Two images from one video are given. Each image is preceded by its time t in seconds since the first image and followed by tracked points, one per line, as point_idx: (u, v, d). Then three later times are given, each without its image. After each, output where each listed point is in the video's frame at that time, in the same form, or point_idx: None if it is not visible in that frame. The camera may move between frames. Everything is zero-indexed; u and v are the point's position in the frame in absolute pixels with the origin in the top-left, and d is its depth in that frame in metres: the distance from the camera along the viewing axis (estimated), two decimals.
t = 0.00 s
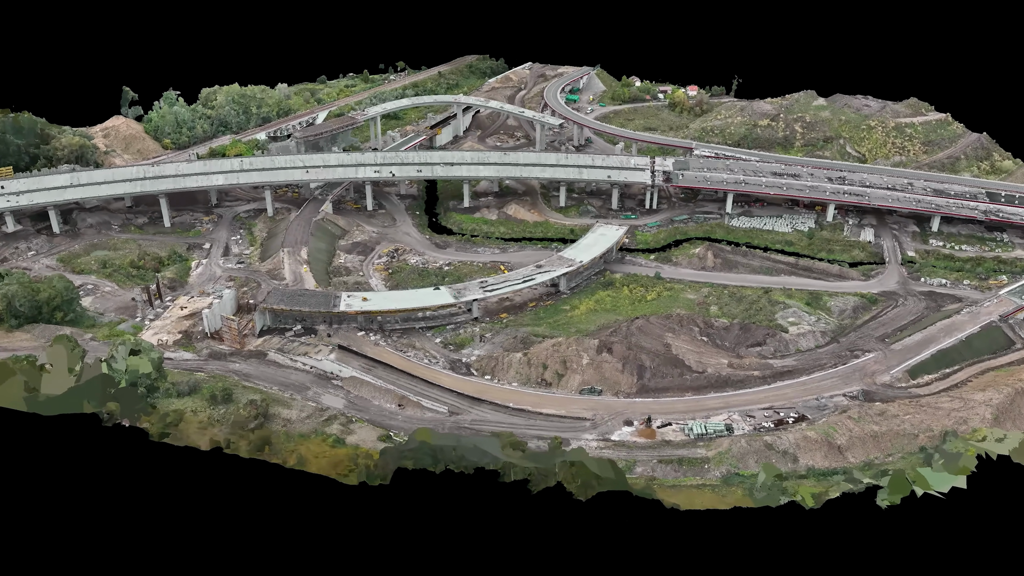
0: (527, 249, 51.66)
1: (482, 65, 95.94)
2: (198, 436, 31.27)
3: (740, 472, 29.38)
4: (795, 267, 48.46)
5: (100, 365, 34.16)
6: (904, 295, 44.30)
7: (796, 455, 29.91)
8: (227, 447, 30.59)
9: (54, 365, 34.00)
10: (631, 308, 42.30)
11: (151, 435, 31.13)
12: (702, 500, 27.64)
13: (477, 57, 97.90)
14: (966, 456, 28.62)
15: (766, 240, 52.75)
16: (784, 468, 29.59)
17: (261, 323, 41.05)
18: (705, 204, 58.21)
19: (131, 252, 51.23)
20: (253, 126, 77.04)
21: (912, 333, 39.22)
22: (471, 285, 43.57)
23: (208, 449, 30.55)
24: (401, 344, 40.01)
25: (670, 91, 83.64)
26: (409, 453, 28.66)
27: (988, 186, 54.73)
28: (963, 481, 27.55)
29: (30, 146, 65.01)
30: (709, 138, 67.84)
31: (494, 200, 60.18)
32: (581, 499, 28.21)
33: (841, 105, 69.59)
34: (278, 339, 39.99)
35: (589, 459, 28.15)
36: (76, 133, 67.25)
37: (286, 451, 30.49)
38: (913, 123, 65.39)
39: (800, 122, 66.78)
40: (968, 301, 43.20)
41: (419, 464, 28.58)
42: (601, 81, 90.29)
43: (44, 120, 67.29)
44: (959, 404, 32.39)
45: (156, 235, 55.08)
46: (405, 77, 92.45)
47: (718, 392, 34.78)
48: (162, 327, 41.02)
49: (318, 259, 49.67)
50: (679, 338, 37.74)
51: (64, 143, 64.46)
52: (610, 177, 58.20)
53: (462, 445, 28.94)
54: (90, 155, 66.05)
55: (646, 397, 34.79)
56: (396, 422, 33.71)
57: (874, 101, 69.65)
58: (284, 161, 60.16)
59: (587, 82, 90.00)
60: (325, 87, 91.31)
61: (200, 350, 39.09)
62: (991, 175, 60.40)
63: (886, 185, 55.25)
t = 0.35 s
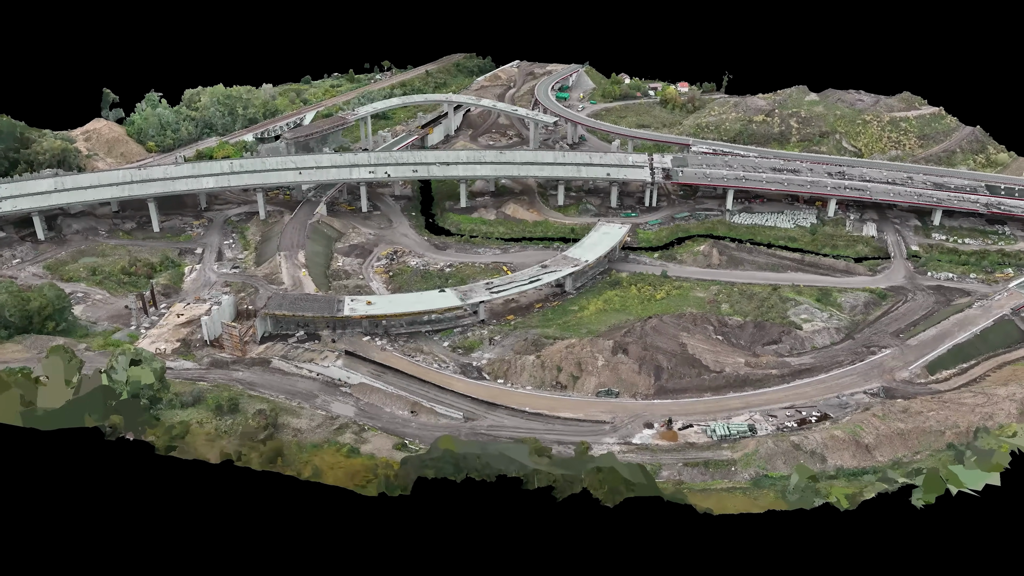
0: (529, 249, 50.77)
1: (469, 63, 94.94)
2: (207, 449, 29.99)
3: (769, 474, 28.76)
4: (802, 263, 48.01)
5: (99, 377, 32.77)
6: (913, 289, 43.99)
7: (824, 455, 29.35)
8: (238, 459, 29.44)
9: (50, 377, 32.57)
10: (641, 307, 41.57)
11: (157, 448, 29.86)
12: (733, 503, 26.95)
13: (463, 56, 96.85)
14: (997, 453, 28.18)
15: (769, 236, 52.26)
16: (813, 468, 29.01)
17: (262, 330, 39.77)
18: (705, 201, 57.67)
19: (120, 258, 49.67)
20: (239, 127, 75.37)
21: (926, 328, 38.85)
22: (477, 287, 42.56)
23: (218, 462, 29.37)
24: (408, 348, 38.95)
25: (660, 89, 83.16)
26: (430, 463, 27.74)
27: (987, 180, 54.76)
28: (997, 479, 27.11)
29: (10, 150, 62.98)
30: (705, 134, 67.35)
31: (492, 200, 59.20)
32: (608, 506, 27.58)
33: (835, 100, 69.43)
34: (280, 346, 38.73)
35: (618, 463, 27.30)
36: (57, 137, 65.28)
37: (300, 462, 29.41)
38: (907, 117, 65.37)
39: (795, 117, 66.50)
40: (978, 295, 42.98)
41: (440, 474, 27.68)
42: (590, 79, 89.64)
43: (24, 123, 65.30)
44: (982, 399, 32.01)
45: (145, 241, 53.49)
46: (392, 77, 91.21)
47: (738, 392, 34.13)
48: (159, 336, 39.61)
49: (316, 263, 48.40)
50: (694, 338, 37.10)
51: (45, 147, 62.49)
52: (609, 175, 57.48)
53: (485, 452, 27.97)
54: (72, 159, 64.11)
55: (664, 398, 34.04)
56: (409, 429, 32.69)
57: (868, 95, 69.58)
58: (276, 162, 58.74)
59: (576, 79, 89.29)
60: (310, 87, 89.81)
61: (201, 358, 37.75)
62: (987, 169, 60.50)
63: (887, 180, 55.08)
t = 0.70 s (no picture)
0: (531, 250, 49.80)
1: (458, 62, 93.82)
2: (216, 463, 28.70)
3: (798, 477, 28.06)
4: (809, 260, 47.45)
5: (98, 389, 31.36)
6: (922, 285, 43.55)
7: (852, 456, 28.71)
8: (249, 472, 28.22)
9: (46, 391, 31.13)
10: (652, 307, 40.78)
11: (163, 463, 28.56)
12: (766, 507, 26.17)
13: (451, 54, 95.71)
14: None
15: (773, 233, 51.67)
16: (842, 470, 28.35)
17: (263, 337, 38.46)
18: (706, 198, 57.02)
19: (110, 265, 48.06)
20: (226, 128, 73.69)
21: (941, 324, 38.39)
22: (483, 289, 41.51)
23: (228, 476, 28.14)
24: (416, 353, 37.83)
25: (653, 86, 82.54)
26: (451, 473, 26.73)
27: (988, 173, 54.61)
28: None
29: None
30: (701, 131, 66.75)
31: (489, 200, 58.16)
32: (635, 514, 26.55)
33: (830, 94, 69.11)
34: (283, 354, 37.46)
35: (648, 470, 26.57)
36: (38, 140, 63.32)
37: (314, 475, 28.21)
38: (903, 111, 65.20)
39: (792, 112, 66.09)
40: (988, 289, 42.65)
41: (461, 484, 26.65)
42: (580, 76, 88.87)
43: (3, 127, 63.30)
44: (1006, 396, 31.54)
45: (134, 247, 51.87)
46: (379, 76, 89.86)
47: (757, 392, 33.41)
48: (156, 345, 38.17)
49: (314, 267, 47.12)
50: (709, 338, 36.38)
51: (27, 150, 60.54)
52: (608, 173, 56.64)
53: (509, 463, 27.06)
54: (55, 163, 62.19)
55: (684, 401, 33.21)
56: (423, 438, 31.60)
57: (862, 90, 69.36)
58: (267, 164, 57.25)
59: (567, 77, 88.48)
60: (296, 87, 88.26)
61: (201, 367, 36.39)
62: (985, 162, 60.43)
63: (888, 174, 54.75)
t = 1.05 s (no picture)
0: (534, 250, 48.60)
1: (445, 60, 92.36)
2: (226, 481, 27.20)
3: (835, 483, 27.18)
4: (818, 256, 46.68)
5: (96, 406, 29.68)
6: (935, 280, 42.93)
7: (888, 459, 27.90)
8: (263, 490, 26.79)
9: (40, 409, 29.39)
10: (665, 308, 39.76)
11: (170, 483, 27.05)
12: (807, 515, 25.27)
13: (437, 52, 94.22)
14: None
15: (779, 229, 50.85)
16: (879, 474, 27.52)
17: (265, 346, 36.89)
18: (708, 195, 56.14)
19: (97, 273, 46.14)
20: (210, 129, 71.64)
21: (961, 319, 37.74)
22: (491, 292, 40.21)
23: (241, 495, 26.69)
24: (425, 360, 36.46)
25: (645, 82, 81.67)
26: (479, 487, 25.57)
27: (990, 166, 54.30)
28: None
29: None
30: (699, 127, 65.92)
31: (487, 200, 56.84)
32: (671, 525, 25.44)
33: (826, 88, 68.58)
34: (287, 363, 35.91)
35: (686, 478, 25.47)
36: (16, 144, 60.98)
37: (331, 491, 26.79)
38: (901, 105, 64.83)
39: (789, 107, 65.45)
40: (1001, 284, 42.16)
41: (489, 498, 25.50)
42: (570, 73, 87.76)
43: None
44: None
45: (122, 254, 49.95)
46: (365, 75, 88.15)
47: (782, 395, 32.48)
48: (152, 356, 36.45)
49: (312, 272, 45.57)
50: (729, 339, 35.41)
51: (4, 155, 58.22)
52: (609, 170, 55.52)
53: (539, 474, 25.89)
54: (34, 168, 59.89)
55: (707, 405, 32.18)
56: (440, 449, 30.27)
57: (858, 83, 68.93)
58: (258, 165, 55.45)
59: (557, 74, 87.39)
60: (280, 87, 86.34)
61: (201, 379, 34.75)
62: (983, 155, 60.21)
63: (891, 168, 54.22)
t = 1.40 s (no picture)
0: (539, 252, 47.37)
1: (433, 58, 90.81)
2: (237, 501, 25.73)
3: (873, 489, 26.35)
4: (829, 253, 45.90)
5: (94, 424, 28.04)
6: (950, 276, 42.26)
7: (926, 464, 27.07)
8: (279, 510, 25.43)
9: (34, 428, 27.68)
10: (679, 309, 38.72)
11: (179, 504, 25.61)
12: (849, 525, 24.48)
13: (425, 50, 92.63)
14: None
15: (785, 226, 50.01)
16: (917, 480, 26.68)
17: (268, 355, 35.33)
18: (711, 192, 55.23)
19: (85, 282, 44.26)
20: (195, 130, 69.61)
21: (981, 316, 37.03)
22: (500, 295, 38.91)
23: (256, 515, 25.30)
24: (436, 367, 35.10)
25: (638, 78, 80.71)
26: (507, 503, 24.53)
27: (994, 160, 53.88)
28: None
29: None
30: (697, 123, 65.00)
31: (486, 200, 55.51)
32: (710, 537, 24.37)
33: (824, 82, 67.97)
34: (291, 373, 34.37)
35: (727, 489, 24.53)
36: None
37: (350, 509, 25.43)
38: (899, 98, 64.36)
39: (787, 102, 64.72)
40: (1016, 279, 41.61)
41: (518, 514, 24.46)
42: (561, 70, 86.61)
43: None
44: None
45: (110, 261, 48.06)
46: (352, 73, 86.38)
47: (809, 397, 31.52)
48: (149, 368, 34.74)
49: (310, 277, 44.02)
50: (749, 340, 34.42)
51: None
52: (610, 168, 54.37)
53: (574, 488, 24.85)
54: (13, 172, 57.64)
55: (732, 410, 31.12)
56: (459, 461, 28.98)
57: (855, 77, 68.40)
58: (250, 167, 53.67)
59: (548, 72, 86.22)
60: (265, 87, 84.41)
61: (203, 392, 33.14)
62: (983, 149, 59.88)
63: (896, 163, 53.61)
